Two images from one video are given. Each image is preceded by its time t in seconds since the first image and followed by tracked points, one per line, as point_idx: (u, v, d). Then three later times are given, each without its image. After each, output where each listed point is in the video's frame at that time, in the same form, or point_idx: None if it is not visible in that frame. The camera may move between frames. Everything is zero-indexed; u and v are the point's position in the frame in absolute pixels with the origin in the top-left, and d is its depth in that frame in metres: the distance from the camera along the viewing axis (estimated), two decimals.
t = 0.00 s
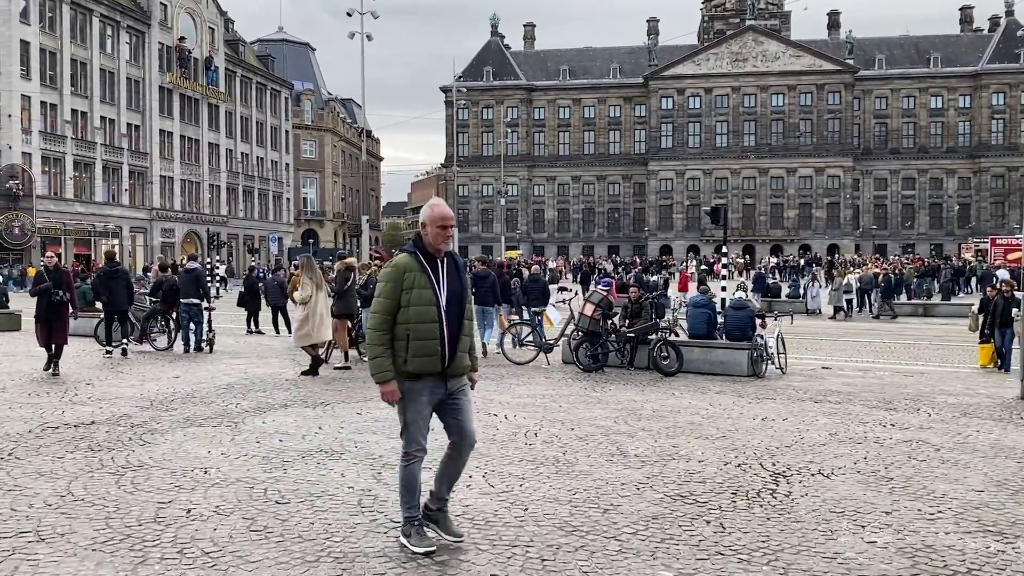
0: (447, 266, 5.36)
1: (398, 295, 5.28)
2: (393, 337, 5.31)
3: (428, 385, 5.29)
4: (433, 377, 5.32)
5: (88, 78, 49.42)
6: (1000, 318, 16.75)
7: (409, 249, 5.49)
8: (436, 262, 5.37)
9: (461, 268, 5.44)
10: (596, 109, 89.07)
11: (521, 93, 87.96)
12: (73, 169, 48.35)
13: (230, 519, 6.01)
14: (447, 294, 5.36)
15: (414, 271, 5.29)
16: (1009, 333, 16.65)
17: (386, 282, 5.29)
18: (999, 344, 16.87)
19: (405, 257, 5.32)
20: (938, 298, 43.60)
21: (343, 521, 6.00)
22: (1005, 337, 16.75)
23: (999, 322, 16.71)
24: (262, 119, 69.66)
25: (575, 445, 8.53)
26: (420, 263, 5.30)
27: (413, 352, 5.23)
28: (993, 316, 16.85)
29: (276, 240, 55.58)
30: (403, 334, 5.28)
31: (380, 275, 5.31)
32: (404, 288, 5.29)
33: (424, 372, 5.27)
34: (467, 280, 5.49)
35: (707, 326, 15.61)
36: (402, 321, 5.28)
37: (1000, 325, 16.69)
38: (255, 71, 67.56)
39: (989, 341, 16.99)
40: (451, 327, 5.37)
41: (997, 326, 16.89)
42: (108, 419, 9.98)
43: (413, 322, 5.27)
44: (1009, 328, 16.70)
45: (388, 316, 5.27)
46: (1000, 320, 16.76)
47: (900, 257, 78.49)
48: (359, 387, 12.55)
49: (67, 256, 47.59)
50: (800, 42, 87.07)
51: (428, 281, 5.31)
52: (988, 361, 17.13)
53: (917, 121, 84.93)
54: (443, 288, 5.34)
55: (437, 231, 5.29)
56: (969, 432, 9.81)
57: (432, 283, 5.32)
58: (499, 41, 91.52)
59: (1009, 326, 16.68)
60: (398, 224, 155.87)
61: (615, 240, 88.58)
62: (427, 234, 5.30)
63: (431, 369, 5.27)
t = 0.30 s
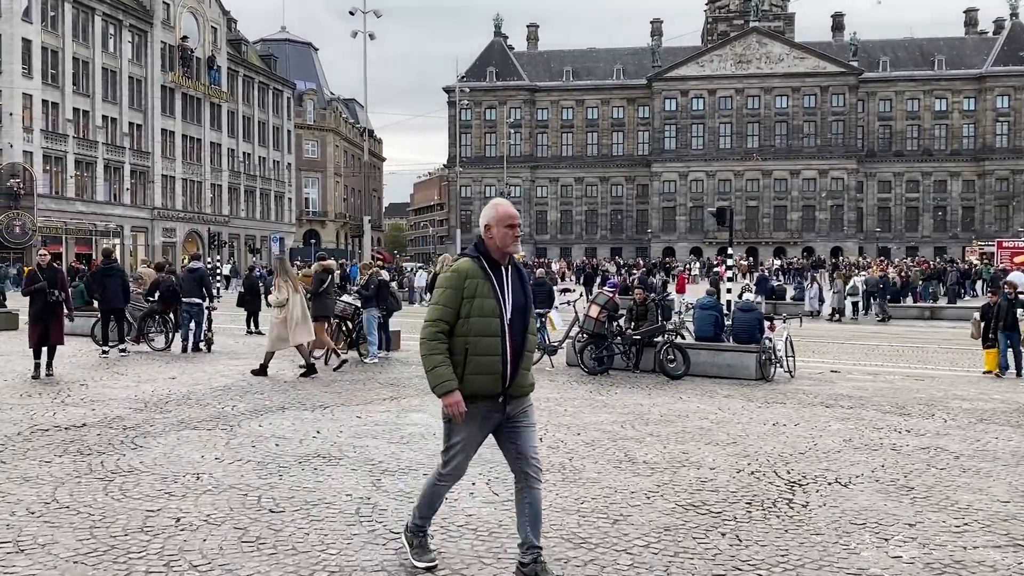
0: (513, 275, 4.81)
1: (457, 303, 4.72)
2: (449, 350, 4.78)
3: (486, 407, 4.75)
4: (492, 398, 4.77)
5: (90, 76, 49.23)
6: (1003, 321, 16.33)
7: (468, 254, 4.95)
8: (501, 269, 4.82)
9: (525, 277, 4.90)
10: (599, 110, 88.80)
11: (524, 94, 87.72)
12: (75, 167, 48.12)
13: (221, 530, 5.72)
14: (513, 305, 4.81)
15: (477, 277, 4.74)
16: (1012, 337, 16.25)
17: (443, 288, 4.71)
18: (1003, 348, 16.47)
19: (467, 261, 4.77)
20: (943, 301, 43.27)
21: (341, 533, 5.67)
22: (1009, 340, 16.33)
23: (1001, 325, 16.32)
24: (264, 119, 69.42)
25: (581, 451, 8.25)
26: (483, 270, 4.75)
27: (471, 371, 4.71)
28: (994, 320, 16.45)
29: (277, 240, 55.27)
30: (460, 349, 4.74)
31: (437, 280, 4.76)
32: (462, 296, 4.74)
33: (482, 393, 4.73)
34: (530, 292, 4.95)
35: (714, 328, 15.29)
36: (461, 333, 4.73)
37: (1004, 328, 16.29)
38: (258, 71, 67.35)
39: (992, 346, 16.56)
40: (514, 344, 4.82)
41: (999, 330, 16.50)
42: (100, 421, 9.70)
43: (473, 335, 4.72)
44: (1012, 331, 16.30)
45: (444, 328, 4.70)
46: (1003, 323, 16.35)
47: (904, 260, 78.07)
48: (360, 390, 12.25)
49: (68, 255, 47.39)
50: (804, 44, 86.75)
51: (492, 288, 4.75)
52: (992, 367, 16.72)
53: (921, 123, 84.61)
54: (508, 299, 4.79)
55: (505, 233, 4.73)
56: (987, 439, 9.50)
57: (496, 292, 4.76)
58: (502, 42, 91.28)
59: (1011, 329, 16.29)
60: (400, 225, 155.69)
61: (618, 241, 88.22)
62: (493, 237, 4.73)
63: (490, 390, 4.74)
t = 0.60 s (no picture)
0: (585, 276, 4.33)
1: (522, 309, 4.24)
2: (515, 361, 4.29)
3: (560, 426, 4.26)
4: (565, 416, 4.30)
5: (88, 81, 48.98)
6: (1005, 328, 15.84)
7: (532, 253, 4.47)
8: (572, 269, 4.34)
9: (599, 277, 4.41)
10: (599, 116, 88.61)
11: (523, 100, 87.52)
12: (73, 172, 47.86)
13: (210, 552, 5.42)
14: (585, 310, 4.33)
15: (543, 280, 4.26)
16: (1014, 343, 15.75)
17: (507, 292, 4.24)
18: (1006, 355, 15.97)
19: (533, 261, 4.29)
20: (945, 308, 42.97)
21: (335, 557, 5.33)
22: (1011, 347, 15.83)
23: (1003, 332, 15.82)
24: (263, 124, 69.16)
25: (587, 465, 7.96)
26: (552, 270, 4.26)
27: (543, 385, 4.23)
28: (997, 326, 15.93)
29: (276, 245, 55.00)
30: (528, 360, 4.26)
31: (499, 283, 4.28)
32: (529, 299, 4.25)
33: (555, 410, 4.25)
34: (606, 294, 4.45)
35: (719, 336, 15.02)
36: (530, 342, 4.23)
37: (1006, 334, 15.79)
38: (257, 76, 67.10)
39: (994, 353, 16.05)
40: (590, 354, 4.33)
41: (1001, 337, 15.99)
42: (88, 432, 9.36)
43: (547, 344, 4.22)
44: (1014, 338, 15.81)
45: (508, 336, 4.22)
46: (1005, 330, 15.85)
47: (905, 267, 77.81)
48: (358, 399, 11.93)
49: (65, 260, 47.13)
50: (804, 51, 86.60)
51: (561, 291, 4.28)
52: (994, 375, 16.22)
53: (921, 130, 84.46)
54: (581, 303, 4.31)
55: (578, 228, 4.24)
56: (1005, 453, 9.19)
57: (566, 292, 4.29)
58: (502, 48, 91.12)
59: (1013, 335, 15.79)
60: (399, 231, 155.51)
61: (618, 248, 87.90)
62: (565, 233, 4.25)
63: (565, 407, 4.26)
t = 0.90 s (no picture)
0: (662, 298, 3.82)
1: (596, 344, 3.74)
2: (593, 405, 3.77)
3: (648, 474, 3.77)
4: (653, 463, 3.79)
5: (81, 86, 48.68)
6: (1001, 339, 15.40)
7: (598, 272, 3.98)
8: (647, 290, 3.83)
9: (680, 297, 3.90)
10: (593, 124, 88.47)
11: (518, 107, 87.37)
12: (65, 178, 47.48)
13: None
14: (668, 340, 3.81)
15: (618, 307, 3.75)
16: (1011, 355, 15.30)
17: (571, 321, 3.76)
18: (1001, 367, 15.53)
19: (602, 284, 3.79)
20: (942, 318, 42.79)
21: None
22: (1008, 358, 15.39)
23: (1000, 344, 15.36)
24: (257, 130, 68.82)
25: (586, 482, 7.67)
26: (625, 295, 3.76)
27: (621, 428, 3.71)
28: (993, 338, 15.48)
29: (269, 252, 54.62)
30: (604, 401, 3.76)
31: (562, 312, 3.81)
32: (603, 331, 3.74)
33: (641, 455, 3.73)
34: (687, 315, 3.94)
35: (719, 346, 14.72)
36: (607, 382, 3.73)
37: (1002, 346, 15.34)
38: (251, 82, 66.81)
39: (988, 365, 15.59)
40: (677, 387, 3.83)
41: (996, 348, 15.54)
42: (68, 445, 9.05)
43: (625, 381, 3.72)
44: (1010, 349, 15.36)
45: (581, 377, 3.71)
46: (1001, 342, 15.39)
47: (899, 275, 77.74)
48: (348, 410, 11.62)
49: (55, 267, 46.65)
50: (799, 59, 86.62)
51: (640, 318, 3.76)
52: (988, 387, 15.77)
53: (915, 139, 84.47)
54: (663, 332, 3.79)
55: (650, 245, 3.74)
56: (1014, 468, 8.94)
57: (645, 321, 3.78)
58: (497, 55, 91.03)
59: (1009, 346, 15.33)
60: (393, 238, 155.04)
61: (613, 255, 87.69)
62: (634, 249, 3.75)
63: (652, 451, 3.74)
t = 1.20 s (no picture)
0: (755, 310, 3.36)
1: (681, 354, 3.22)
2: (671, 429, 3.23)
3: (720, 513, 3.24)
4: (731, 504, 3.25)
5: (68, 95, 48.24)
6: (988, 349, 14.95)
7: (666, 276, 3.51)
8: (736, 297, 3.36)
9: (770, 312, 3.44)
10: (582, 133, 88.43)
11: (508, 117, 87.29)
12: (51, 187, 46.98)
13: None
14: (760, 356, 3.33)
15: (708, 314, 3.25)
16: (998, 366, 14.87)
17: (657, 330, 3.22)
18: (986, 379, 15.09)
19: (690, 285, 3.28)
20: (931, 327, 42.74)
21: None
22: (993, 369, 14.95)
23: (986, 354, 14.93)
24: (246, 139, 68.43)
25: (575, 500, 7.38)
26: (717, 300, 3.26)
27: (709, 462, 3.19)
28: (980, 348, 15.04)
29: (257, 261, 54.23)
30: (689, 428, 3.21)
31: (642, 319, 3.28)
32: (689, 343, 3.23)
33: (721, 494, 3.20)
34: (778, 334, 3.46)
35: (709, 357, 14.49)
36: (686, 404, 3.21)
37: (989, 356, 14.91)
38: (239, 91, 66.43)
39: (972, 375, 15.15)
40: (765, 414, 3.33)
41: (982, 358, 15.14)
42: (37, 461, 8.71)
43: (707, 404, 3.20)
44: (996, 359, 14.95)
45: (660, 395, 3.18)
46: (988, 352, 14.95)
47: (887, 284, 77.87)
48: (331, 423, 11.29)
49: (41, 277, 46.09)
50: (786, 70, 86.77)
51: (730, 329, 3.27)
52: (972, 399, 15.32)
53: (903, 149, 84.80)
54: (757, 349, 3.31)
55: (749, 242, 3.30)
56: (1012, 482, 8.71)
57: (737, 334, 3.28)
58: (486, 65, 90.90)
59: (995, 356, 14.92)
60: (382, 248, 154.47)
61: (601, 265, 87.58)
62: (729, 248, 3.30)
63: (732, 490, 3.21)
